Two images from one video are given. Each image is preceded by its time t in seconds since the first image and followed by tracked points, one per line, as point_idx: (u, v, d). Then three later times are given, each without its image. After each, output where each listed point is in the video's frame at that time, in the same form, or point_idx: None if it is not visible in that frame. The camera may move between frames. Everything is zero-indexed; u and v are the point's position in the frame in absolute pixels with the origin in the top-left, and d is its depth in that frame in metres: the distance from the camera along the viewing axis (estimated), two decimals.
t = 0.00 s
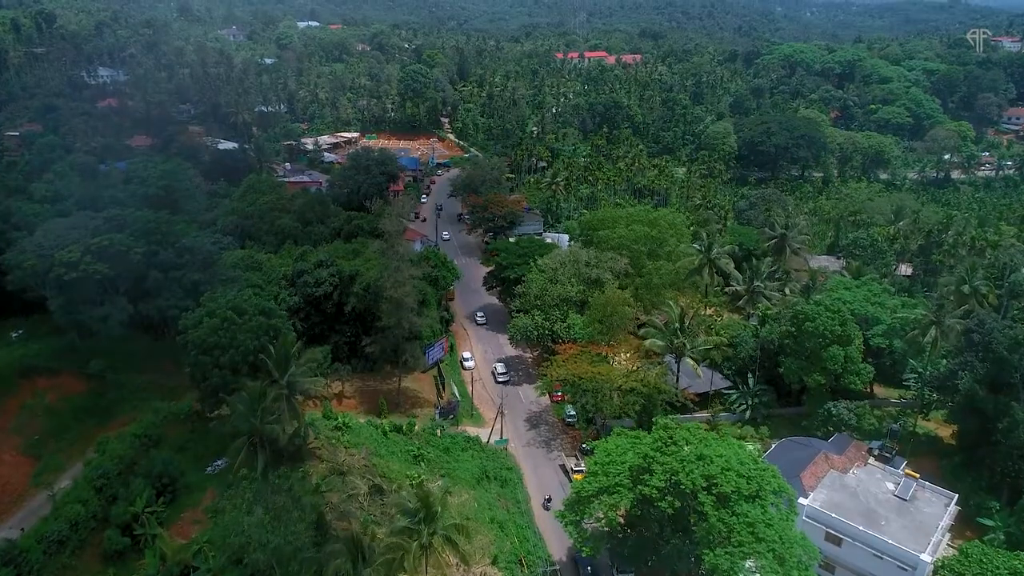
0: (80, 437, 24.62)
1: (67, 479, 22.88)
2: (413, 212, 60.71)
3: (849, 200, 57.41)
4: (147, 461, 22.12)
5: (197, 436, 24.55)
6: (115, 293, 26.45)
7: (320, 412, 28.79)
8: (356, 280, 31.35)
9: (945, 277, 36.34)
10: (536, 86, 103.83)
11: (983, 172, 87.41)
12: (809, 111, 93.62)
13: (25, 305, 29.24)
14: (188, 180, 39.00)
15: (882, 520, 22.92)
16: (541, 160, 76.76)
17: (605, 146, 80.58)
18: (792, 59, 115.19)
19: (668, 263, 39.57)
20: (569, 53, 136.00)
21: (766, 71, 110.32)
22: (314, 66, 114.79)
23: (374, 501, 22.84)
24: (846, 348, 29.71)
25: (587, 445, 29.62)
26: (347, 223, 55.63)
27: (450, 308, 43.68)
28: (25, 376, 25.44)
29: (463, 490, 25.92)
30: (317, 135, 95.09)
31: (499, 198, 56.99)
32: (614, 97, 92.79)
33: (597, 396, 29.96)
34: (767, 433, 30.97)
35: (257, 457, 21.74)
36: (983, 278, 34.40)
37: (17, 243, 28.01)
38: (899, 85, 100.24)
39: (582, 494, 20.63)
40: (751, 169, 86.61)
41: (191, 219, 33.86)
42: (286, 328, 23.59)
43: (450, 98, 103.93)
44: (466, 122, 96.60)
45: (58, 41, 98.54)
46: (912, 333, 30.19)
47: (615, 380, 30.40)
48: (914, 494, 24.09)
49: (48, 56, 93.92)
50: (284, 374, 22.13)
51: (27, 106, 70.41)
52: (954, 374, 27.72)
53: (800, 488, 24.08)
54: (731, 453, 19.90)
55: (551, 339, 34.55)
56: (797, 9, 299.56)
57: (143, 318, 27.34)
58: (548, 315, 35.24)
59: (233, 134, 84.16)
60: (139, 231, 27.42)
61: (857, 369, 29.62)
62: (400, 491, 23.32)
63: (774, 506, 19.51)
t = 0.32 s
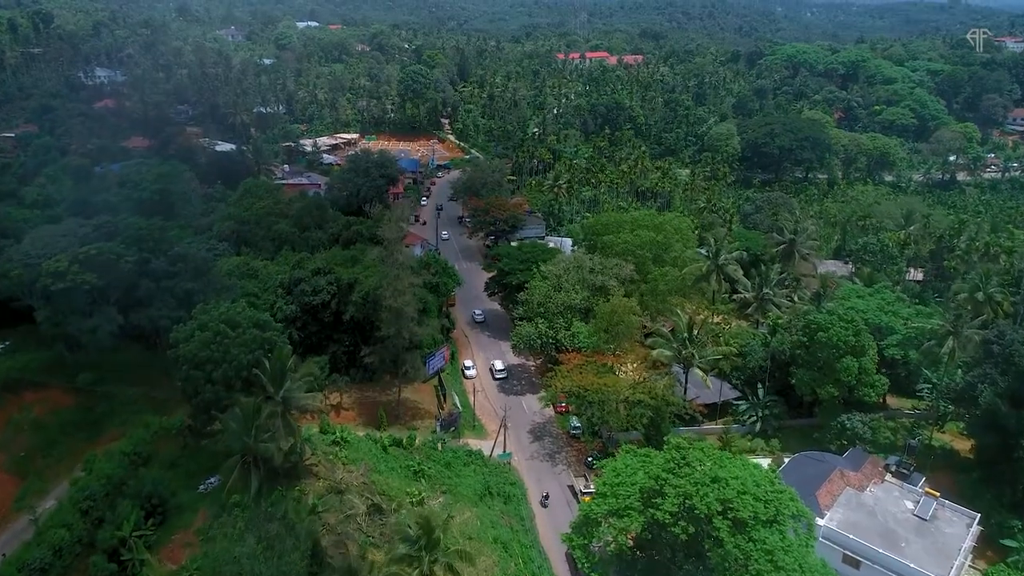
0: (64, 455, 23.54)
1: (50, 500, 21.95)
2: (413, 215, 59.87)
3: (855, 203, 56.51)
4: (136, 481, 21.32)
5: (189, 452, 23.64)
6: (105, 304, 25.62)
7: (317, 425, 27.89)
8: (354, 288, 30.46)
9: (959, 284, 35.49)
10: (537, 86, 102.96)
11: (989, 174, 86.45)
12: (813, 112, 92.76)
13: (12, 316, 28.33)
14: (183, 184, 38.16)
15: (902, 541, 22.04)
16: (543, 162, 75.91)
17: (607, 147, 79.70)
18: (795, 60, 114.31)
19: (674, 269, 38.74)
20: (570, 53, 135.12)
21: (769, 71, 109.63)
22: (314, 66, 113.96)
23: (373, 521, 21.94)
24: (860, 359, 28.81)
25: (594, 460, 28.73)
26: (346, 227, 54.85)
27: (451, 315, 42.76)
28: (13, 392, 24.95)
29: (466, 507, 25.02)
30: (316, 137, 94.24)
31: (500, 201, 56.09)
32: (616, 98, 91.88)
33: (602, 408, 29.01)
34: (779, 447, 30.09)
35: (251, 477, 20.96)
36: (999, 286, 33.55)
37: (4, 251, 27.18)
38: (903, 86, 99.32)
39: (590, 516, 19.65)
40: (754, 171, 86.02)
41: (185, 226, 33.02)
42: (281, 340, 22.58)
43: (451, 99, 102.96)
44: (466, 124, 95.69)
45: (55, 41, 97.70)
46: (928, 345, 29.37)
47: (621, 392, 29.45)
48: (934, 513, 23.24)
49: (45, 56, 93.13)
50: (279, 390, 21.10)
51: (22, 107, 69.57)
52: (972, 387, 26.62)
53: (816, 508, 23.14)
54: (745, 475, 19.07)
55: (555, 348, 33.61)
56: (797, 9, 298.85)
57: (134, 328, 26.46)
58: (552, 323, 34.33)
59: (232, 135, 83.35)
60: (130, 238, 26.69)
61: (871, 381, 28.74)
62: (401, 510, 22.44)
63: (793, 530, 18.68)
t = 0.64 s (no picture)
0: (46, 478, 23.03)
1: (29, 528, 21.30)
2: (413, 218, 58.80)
3: (864, 207, 55.41)
4: (121, 507, 20.33)
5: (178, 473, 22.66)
6: (91, 317, 24.60)
7: (313, 442, 26.85)
8: (352, 299, 29.40)
9: (976, 293, 34.45)
10: (538, 87, 101.90)
11: (996, 176, 85.38)
12: (818, 113, 91.67)
13: None
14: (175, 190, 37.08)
15: (927, 570, 21.09)
16: (544, 164, 74.85)
17: (610, 149, 78.63)
18: (798, 60, 113.11)
19: (681, 277, 37.74)
20: (571, 53, 133.93)
21: (773, 72, 108.34)
22: (312, 66, 112.81)
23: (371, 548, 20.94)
24: (877, 373, 27.77)
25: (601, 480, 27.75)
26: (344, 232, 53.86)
27: (452, 322, 41.68)
28: None
29: (468, 530, 23.94)
30: (315, 138, 93.18)
31: (502, 205, 55.06)
32: (619, 99, 90.77)
33: (609, 424, 27.93)
34: (791, 463, 29.06)
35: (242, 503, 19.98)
36: (1017, 295, 32.54)
37: None
38: (908, 87, 98.21)
39: (600, 545, 18.39)
40: (758, 173, 84.98)
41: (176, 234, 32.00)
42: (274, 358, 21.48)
43: (451, 100, 101.89)
44: (467, 125, 94.59)
45: (51, 41, 96.54)
46: (948, 359, 28.37)
47: (628, 407, 28.34)
48: (959, 539, 22.39)
49: (40, 56, 91.98)
50: (271, 411, 19.93)
51: (16, 108, 68.51)
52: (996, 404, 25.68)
53: (835, 532, 22.03)
54: (766, 504, 18.10)
55: (559, 359, 32.50)
56: (797, 9, 297.64)
57: (121, 342, 25.46)
58: (556, 333, 33.26)
59: (229, 136, 82.25)
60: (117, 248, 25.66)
61: (889, 396, 27.69)
62: (400, 536, 21.41)
63: (816, 564, 17.62)
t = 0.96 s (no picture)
0: (28, 500, 21.88)
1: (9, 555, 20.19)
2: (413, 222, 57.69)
3: (873, 211, 54.28)
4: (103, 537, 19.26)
5: (165, 497, 21.63)
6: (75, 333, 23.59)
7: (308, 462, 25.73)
8: (349, 311, 28.29)
9: (995, 304, 33.35)
10: (539, 88, 100.78)
11: (1003, 178, 84.24)
12: (823, 114, 90.54)
13: None
14: (167, 196, 36.09)
15: None
16: (546, 166, 73.70)
17: (613, 150, 77.50)
18: (803, 60, 111.95)
19: (689, 285, 36.69)
20: (572, 53, 132.76)
21: (777, 72, 107.29)
22: (311, 66, 111.75)
23: None
24: (896, 389, 26.63)
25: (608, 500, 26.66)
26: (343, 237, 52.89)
27: (453, 332, 40.58)
28: None
29: (470, 554, 22.82)
30: (313, 139, 92.17)
31: (503, 209, 53.92)
32: (621, 100, 89.61)
33: (615, 442, 26.77)
34: (807, 481, 27.92)
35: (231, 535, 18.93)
36: None
37: None
38: (914, 88, 97.05)
39: None
40: (763, 175, 83.79)
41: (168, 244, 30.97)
42: (266, 378, 20.36)
43: (451, 101, 100.71)
44: (467, 126, 93.45)
45: (47, 41, 95.58)
46: (970, 374, 27.28)
47: (637, 425, 27.14)
48: (988, 568, 21.45)
49: (36, 56, 90.99)
50: (262, 435, 18.82)
51: (10, 109, 67.51)
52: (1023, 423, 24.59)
53: (858, 560, 20.86)
54: (790, 541, 17.00)
55: (564, 372, 31.35)
56: (798, 8, 296.79)
57: (107, 358, 24.45)
58: (560, 344, 32.12)
59: (226, 137, 81.17)
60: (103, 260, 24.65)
61: (909, 413, 26.58)
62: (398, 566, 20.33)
63: None
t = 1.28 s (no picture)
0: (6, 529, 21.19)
1: None
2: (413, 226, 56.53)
3: (883, 215, 53.07)
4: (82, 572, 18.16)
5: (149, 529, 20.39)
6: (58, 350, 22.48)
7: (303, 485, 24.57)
8: (346, 325, 27.12)
9: (1017, 315, 32.16)
10: (540, 89, 99.57)
11: (1012, 181, 82.97)
12: (829, 115, 89.27)
13: None
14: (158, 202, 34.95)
15: None
16: (548, 168, 72.53)
17: (616, 152, 76.33)
18: (807, 61, 110.73)
19: (699, 295, 35.57)
20: (574, 53, 131.49)
21: (781, 72, 105.97)
22: (310, 66, 110.49)
23: None
24: (919, 407, 25.47)
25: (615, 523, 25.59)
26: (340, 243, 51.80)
27: (453, 339, 39.58)
28: None
29: None
30: (312, 140, 91.02)
31: (505, 213, 52.71)
32: (624, 101, 88.36)
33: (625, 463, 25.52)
34: (824, 502, 26.72)
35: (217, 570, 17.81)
36: None
37: None
38: (920, 89, 95.82)
39: None
40: (768, 177, 82.54)
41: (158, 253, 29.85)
42: (255, 402, 19.47)
43: (452, 102, 99.49)
44: (467, 127, 92.22)
45: (43, 41, 94.30)
46: (996, 391, 26.11)
47: (647, 445, 25.87)
48: None
49: (31, 56, 89.71)
50: (252, 463, 17.80)
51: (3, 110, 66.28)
52: None
53: None
54: None
55: (571, 387, 30.20)
56: (799, 8, 295.14)
57: (92, 375, 23.36)
58: (566, 357, 30.94)
59: (223, 138, 79.98)
60: (87, 273, 23.52)
61: (932, 433, 25.45)
62: None
63: None
